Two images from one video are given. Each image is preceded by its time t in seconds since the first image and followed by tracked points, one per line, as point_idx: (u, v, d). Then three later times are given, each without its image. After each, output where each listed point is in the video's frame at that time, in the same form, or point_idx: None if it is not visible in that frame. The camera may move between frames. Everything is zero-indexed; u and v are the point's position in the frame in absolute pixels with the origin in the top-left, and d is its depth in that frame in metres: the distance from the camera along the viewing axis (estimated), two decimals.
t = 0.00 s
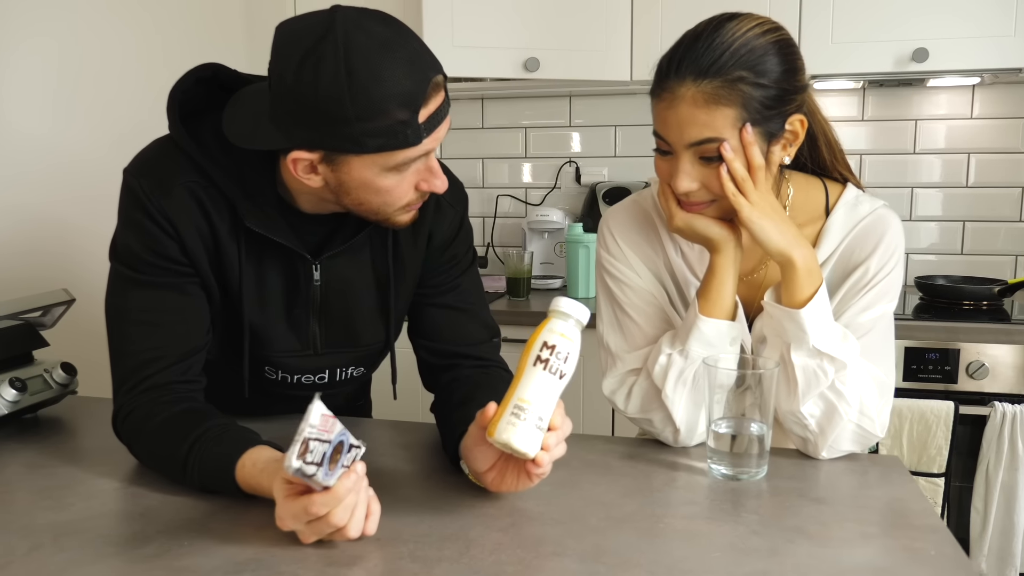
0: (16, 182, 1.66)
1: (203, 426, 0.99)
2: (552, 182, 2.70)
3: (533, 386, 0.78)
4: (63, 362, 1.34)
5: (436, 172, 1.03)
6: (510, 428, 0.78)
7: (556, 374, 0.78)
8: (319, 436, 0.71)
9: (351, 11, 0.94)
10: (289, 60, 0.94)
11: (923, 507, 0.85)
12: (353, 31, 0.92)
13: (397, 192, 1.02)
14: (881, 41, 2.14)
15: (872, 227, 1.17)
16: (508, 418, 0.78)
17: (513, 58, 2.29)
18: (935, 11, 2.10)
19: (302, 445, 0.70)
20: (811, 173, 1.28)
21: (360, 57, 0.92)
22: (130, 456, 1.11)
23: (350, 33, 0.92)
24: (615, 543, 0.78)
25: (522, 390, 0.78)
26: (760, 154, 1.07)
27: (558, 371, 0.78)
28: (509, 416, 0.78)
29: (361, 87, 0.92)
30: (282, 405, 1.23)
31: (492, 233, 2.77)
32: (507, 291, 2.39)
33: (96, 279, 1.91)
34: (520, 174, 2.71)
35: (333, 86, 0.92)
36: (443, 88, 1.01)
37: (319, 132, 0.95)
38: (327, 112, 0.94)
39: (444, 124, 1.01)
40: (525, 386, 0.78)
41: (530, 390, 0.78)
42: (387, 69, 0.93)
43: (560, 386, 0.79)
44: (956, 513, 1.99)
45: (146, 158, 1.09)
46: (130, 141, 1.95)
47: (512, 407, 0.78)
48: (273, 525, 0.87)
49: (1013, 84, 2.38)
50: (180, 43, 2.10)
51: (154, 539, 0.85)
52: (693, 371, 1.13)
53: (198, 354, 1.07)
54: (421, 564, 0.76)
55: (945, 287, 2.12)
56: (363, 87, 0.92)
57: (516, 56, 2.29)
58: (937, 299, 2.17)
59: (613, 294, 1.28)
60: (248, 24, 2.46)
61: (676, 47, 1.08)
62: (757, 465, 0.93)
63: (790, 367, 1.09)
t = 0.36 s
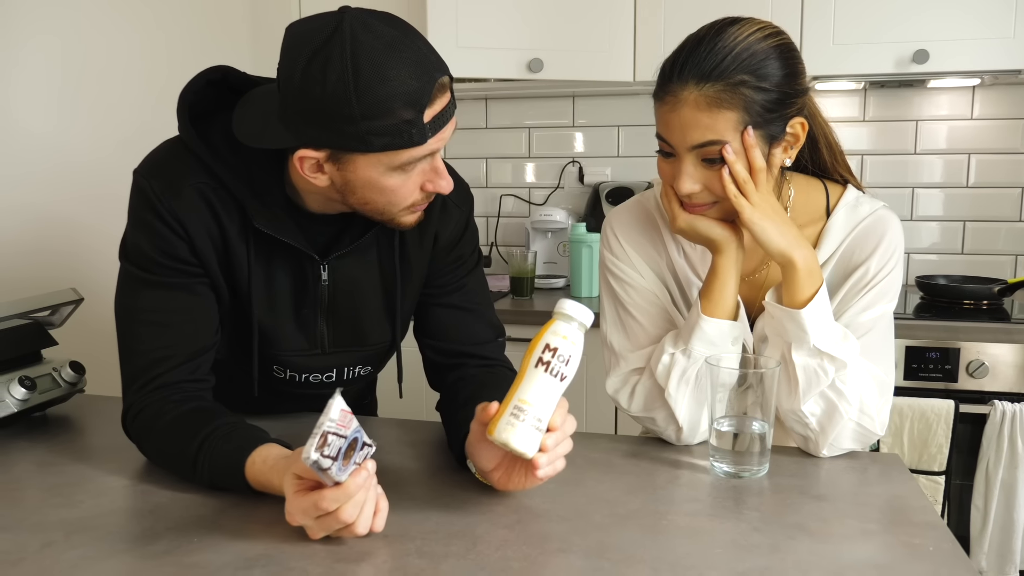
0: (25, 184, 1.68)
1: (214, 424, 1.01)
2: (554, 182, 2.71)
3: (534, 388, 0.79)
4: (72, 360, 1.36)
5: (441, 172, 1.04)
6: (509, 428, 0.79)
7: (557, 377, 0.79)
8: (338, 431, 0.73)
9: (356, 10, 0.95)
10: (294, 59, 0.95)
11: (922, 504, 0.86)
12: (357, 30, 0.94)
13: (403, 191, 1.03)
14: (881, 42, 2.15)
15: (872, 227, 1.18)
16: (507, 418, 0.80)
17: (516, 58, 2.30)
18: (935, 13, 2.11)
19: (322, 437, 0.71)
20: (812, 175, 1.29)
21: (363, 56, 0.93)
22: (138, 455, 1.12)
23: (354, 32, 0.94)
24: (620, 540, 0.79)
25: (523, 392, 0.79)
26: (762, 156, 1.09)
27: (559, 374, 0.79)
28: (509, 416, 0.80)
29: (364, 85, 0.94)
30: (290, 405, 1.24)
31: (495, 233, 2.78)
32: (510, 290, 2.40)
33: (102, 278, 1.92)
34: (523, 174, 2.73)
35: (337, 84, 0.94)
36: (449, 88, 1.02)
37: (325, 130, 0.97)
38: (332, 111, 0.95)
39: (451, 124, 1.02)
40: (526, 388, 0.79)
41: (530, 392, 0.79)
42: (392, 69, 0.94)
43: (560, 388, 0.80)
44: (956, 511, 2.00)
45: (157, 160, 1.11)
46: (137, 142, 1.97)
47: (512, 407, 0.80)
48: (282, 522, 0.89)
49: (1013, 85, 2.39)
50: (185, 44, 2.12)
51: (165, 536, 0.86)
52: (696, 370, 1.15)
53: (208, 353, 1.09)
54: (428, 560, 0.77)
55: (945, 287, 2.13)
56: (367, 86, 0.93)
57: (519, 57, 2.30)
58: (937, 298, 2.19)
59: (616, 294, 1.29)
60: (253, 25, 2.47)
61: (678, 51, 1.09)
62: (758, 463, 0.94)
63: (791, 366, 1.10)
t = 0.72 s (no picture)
0: (36, 185, 1.70)
1: (224, 421, 1.03)
2: (557, 184, 2.74)
3: (521, 388, 0.81)
4: (84, 360, 1.38)
5: (377, 171, 0.95)
6: (503, 432, 0.81)
7: (541, 375, 0.82)
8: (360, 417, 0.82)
9: None
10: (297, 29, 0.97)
11: (918, 500, 0.89)
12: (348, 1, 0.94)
13: (333, 171, 0.96)
14: (881, 46, 2.17)
15: (870, 230, 1.20)
16: (500, 423, 0.82)
17: (519, 62, 2.33)
18: (936, 16, 2.13)
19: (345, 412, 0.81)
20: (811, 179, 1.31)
21: (340, 21, 0.92)
22: (151, 453, 1.15)
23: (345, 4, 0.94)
24: (623, 534, 0.82)
25: (512, 394, 0.82)
26: (761, 161, 1.11)
27: (543, 372, 0.82)
28: (501, 421, 0.82)
29: (327, 44, 0.92)
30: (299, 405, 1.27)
31: (499, 234, 2.80)
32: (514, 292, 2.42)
33: (114, 278, 1.94)
34: (526, 175, 2.75)
35: (313, 42, 0.93)
36: (420, 90, 0.94)
37: (293, 86, 0.96)
38: (301, 66, 0.94)
39: (404, 124, 0.93)
40: (514, 390, 0.82)
41: (518, 394, 0.81)
42: (351, 33, 0.91)
43: (547, 386, 0.82)
44: (955, 510, 2.03)
45: (168, 164, 1.13)
46: (146, 144, 1.99)
47: (503, 412, 0.82)
48: (292, 518, 0.91)
49: (1013, 88, 2.42)
50: (192, 47, 2.14)
51: (180, 531, 0.88)
52: (697, 370, 1.17)
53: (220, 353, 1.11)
54: (437, 554, 0.79)
55: (944, 288, 2.16)
56: (326, 41, 0.92)
57: (522, 60, 2.32)
58: (936, 299, 2.21)
59: (619, 295, 1.31)
60: (260, 27, 2.49)
61: (680, 58, 1.11)
62: (759, 460, 0.96)
63: (790, 366, 1.12)
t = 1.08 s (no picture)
0: (51, 183, 1.71)
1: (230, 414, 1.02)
2: (560, 184, 2.76)
3: (519, 380, 0.84)
4: (95, 358, 1.40)
5: (360, 141, 0.99)
6: (516, 426, 0.83)
7: (532, 364, 0.85)
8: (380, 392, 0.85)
9: None
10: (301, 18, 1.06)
11: (912, 494, 0.91)
12: None
13: (320, 140, 1.01)
14: (880, 48, 2.19)
15: (867, 232, 1.23)
16: (510, 418, 0.83)
17: (522, 63, 2.35)
18: (936, 19, 2.15)
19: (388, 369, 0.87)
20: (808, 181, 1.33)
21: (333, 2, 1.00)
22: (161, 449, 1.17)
23: None
24: (625, 527, 0.84)
25: (512, 389, 0.84)
26: (760, 164, 1.14)
27: (533, 361, 0.85)
28: (510, 416, 0.83)
29: (319, 20, 0.99)
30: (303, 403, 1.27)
31: (501, 233, 2.83)
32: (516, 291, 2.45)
33: (121, 277, 1.96)
34: (528, 175, 2.77)
35: (308, 22, 1.00)
36: (405, 64, 1.00)
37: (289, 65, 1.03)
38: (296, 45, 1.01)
39: (389, 94, 0.98)
40: (513, 384, 0.84)
41: (517, 386, 0.84)
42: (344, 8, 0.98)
43: (541, 372, 0.85)
44: (953, 507, 2.05)
45: (173, 167, 1.17)
46: (154, 144, 2.01)
47: (509, 407, 0.84)
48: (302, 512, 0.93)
49: (1011, 90, 2.44)
50: (198, 49, 2.16)
51: (192, 524, 0.90)
52: (697, 368, 1.18)
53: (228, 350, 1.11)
54: (444, 546, 0.81)
55: (942, 287, 2.18)
56: (320, 17, 0.99)
57: (525, 62, 2.35)
58: (934, 298, 2.23)
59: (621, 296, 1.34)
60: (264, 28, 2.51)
61: (682, 61, 1.13)
62: (757, 456, 0.99)
63: (788, 364, 1.14)
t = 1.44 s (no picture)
0: (59, 183, 1.73)
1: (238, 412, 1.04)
2: (560, 184, 2.78)
3: (533, 381, 0.86)
4: (103, 356, 1.42)
5: (378, 153, 1.02)
6: (543, 417, 0.83)
7: (534, 365, 0.88)
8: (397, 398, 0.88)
9: None
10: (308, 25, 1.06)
11: (907, 490, 0.93)
12: None
13: (338, 153, 1.03)
14: (878, 49, 2.21)
15: (861, 232, 1.25)
16: (535, 415, 0.84)
17: (522, 65, 2.37)
18: (934, 21, 2.17)
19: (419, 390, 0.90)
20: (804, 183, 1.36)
21: (345, 14, 1.01)
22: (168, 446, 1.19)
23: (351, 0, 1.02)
24: (625, 522, 0.86)
25: (529, 391, 0.86)
26: (756, 166, 1.15)
27: (534, 363, 0.88)
28: (535, 413, 0.84)
29: (332, 34, 1.00)
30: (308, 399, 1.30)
31: (502, 233, 2.85)
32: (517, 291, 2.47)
33: (128, 278, 1.98)
34: (529, 175, 2.79)
35: (320, 33, 1.01)
36: (420, 76, 1.02)
37: (300, 75, 1.04)
38: (307, 55, 1.03)
39: (405, 107, 1.00)
40: (529, 385, 0.86)
41: (529, 386, 0.86)
42: (357, 22, 0.99)
43: (545, 371, 0.88)
44: (950, 505, 2.06)
45: (184, 169, 1.19)
46: (159, 145, 2.03)
47: (530, 408, 0.85)
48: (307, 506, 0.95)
49: (1008, 91, 2.46)
50: (201, 51, 2.18)
51: (201, 519, 0.92)
52: (695, 366, 1.20)
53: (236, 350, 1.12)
54: (448, 540, 0.83)
55: (939, 287, 2.20)
56: (332, 31, 1.00)
57: (525, 64, 2.37)
58: (931, 297, 2.26)
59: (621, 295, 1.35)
60: (267, 30, 2.53)
61: (678, 67, 1.15)
62: (754, 453, 1.01)
63: (784, 362, 1.16)
